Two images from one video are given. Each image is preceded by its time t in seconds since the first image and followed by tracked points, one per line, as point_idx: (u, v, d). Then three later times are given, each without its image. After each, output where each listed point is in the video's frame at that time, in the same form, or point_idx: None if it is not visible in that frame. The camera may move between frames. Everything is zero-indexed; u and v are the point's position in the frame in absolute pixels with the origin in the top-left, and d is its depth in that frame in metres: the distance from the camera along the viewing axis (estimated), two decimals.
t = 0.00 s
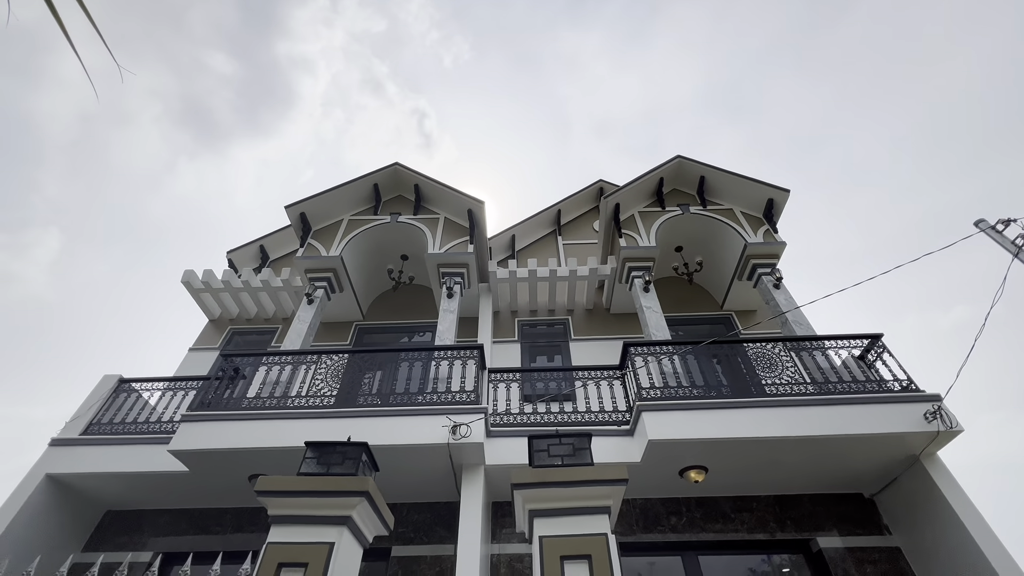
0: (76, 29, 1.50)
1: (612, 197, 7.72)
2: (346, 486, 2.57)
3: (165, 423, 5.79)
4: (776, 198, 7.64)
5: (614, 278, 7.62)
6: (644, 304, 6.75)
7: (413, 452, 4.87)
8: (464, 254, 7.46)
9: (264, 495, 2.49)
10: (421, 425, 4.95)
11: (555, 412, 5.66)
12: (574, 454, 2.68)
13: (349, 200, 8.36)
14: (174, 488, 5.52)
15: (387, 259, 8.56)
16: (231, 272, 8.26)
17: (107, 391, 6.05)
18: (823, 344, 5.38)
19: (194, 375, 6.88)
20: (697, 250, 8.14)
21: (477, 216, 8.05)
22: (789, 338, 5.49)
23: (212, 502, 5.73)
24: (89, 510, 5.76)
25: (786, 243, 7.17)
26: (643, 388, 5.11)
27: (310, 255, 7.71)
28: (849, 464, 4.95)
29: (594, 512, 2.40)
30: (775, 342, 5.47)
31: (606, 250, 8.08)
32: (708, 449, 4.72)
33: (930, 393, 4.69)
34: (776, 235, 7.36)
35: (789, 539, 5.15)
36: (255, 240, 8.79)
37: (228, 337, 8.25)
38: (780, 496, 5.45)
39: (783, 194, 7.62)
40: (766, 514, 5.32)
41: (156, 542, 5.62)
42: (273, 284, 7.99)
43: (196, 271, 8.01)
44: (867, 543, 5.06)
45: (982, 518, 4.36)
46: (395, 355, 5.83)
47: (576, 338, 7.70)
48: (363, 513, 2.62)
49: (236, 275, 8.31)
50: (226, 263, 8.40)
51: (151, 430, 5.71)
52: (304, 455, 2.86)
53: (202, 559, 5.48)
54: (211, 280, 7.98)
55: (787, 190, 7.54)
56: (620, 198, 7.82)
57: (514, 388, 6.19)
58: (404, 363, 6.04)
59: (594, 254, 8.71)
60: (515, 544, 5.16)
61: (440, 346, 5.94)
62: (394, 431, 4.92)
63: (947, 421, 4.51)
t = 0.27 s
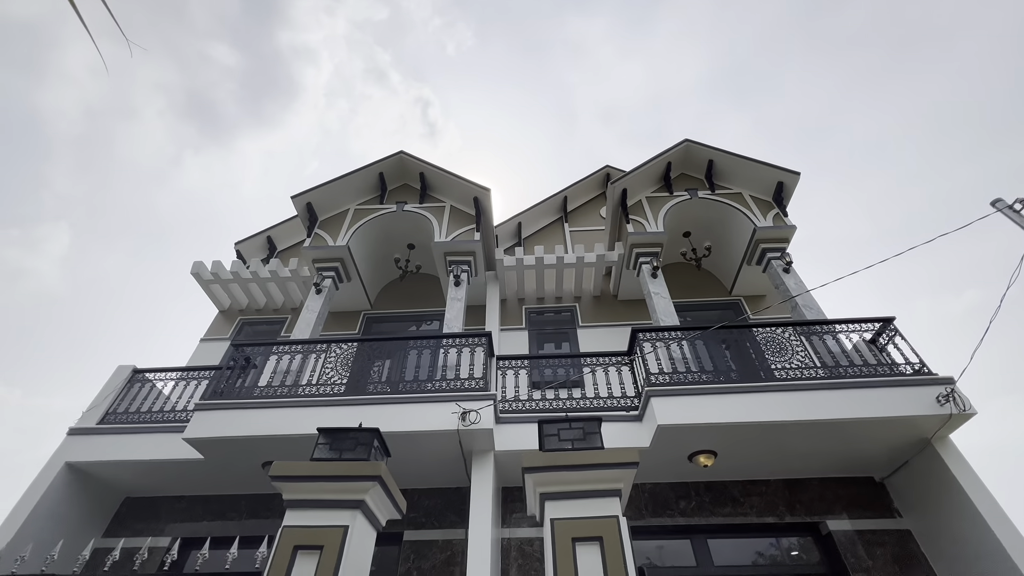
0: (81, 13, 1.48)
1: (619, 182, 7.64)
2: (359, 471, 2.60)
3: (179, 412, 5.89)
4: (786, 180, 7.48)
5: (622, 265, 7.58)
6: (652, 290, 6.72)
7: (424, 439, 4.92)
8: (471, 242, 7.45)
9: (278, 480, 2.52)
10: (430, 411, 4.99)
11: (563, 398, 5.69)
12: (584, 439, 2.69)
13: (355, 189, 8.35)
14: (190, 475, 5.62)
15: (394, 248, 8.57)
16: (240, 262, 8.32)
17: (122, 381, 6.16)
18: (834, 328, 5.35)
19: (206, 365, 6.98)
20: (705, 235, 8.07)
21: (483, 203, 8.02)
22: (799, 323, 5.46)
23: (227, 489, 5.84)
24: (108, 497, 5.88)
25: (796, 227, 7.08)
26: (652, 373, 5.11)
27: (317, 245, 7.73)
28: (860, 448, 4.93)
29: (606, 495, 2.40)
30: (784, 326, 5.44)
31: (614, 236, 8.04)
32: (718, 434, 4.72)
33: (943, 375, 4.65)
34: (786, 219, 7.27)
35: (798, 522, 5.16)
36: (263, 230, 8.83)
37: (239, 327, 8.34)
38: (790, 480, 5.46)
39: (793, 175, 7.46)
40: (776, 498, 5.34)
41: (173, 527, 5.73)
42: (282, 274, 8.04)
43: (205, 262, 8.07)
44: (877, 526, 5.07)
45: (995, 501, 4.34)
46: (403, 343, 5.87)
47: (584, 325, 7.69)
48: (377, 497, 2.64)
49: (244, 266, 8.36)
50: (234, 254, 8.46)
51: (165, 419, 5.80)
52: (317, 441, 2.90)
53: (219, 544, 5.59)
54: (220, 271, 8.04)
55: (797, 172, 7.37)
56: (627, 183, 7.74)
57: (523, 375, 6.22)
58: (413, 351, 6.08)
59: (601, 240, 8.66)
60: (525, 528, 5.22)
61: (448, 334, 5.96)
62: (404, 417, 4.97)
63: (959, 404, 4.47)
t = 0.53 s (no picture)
0: (91, 5, 1.49)
1: (626, 166, 7.56)
2: (370, 456, 2.63)
3: (193, 400, 6.00)
4: (796, 162, 7.38)
5: (629, 250, 7.54)
6: (659, 276, 6.68)
7: (433, 425, 4.98)
8: (477, 229, 7.44)
9: (292, 466, 2.56)
10: (439, 398, 5.04)
11: (571, 384, 5.72)
12: (593, 423, 2.71)
13: (361, 178, 8.34)
14: (205, 461, 5.74)
15: (400, 236, 8.58)
16: (248, 253, 8.37)
17: (136, 371, 6.27)
18: (844, 312, 5.31)
19: (218, 354, 7.07)
20: (713, 219, 7.99)
21: (489, 190, 7.99)
22: (808, 307, 5.43)
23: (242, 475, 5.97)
24: (127, 483, 6.03)
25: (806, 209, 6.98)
26: (660, 358, 5.12)
27: (324, 234, 7.75)
28: (869, 431, 4.92)
29: (615, 478, 2.43)
30: (794, 311, 5.41)
31: (621, 222, 7.99)
32: (725, 418, 4.73)
33: (955, 358, 4.61)
34: (796, 202, 7.17)
35: (806, 505, 5.19)
36: (270, 220, 8.87)
37: (249, 317, 8.43)
38: (798, 464, 5.48)
39: (803, 157, 7.35)
40: (784, 481, 5.36)
41: (191, 512, 5.88)
42: (290, 264, 8.08)
43: (213, 253, 8.13)
44: (885, 508, 5.08)
45: (1005, 482, 4.33)
46: (412, 331, 5.91)
47: (591, 311, 7.69)
48: (389, 482, 2.68)
49: (252, 256, 8.42)
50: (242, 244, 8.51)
51: (180, 407, 5.91)
52: (329, 427, 2.94)
53: (235, 528, 5.73)
54: (229, 261, 8.10)
55: (807, 154, 7.26)
56: (634, 168, 7.66)
57: (530, 361, 6.25)
58: (421, 339, 6.12)
59: (608, 226, 8.62)
60: (534, 512, 5.30)
61: (456, 321, 5.99)
62: (414, 404, 5.02)
63: (971, 386, 4.44)
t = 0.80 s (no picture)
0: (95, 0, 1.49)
1: (632, 150, 7.48)
2: (380, 442, 2.65)
3: (206, 389, 6.11)
4: (806, 143, 7.25)
5: (636, 236, 7.50)
6: (667, 261, 6.64)
7: (442, 411, 5.03)
8: (483, 217, 7.42)
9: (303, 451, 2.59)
10: (448, 384, 5.09)
11: (579, 370, 5.75)
12: (599, 408, 2.72)
13: (365, 166, 8.32)
14: (220, 448, 5.87)
15: (407, 225, 8.59)
16: (256, 243, 8.44)
17: (151, 361, 6.39)
18: (853, 295, 5.26)
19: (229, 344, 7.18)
20: (721, 203, 7.90)
21: (494, 177, 7.95)
22: (817, 291, 5.39)
23: (256, 461, 6.10)
24: (145, 470, 6.19)
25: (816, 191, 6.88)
26: (667, 344, 5.12)
27: (330, 224, 7.78)
28: (878, 414, 4.91)
29: (622, 462, 2.44)
30: (802, 295, 5.37)
31: (627, 207, 7.93)
32: (733, 402, 4.74)
33: (966, 340, 4.56)
34: (806, 184, 7.06)
35: (814, 488, 5.21)
36: (277, 211, 8.91)
37: (258, 307, 8.52)
38: (806, 447, 5.48)
39: (813, 138, 7.22)
40: (792, 464, 5.38)
41: (208, 498, 6.02)
42: (297, 254, 8.14)
43: (222, 244, 8.20)
44: (894, 491, 5.08)
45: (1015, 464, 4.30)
46: (419, 319, 5.95)
47: (598, 297, 7.68)
48: (398, 466, 2.69)
49: (260, 246, 8.48)
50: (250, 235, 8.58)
51: (194, 396, 6.02)
52: (339, 414, 2.99)
53: (251, 513, 5.87)
54: (237, 252, 8.17)
55: (817, 134, 7.12)
56: (640, 152, 7.57)
57: (537, 348, 6.28)
58: (429, 327, 6.16)
59: (614, 211, 8.56)
60: (543, 496, 5.37)
61: (463, 309, 6.03)
62: (423, 391, 5.08)
63: (982, 368, 4.39)
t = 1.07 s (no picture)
0: None
1: (639, 134, 7.37)
2: (390, 427, 2.68)
3: (220, 378, 6.23)
4: (818, 123, 7.12)
5: (643, 220, 7.44)
6: (675, 245, 6.58)
7: (451, 398, 5.08)
8: (489, 204, 7.39)
9: (314, 438, 2.63)
10: (456, 371, 5.13)
11: (587, 356, 5.76)
12: (607, 392, 2.73)
13: (371, 155, 8.31)
14: (235, 436, 5.99)
15: (413, 213, 8.58)
16: (265, 234, 8.49)
17: (165, 352, 6.52)
18: (865, 277, 5.19)
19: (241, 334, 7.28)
20: (730, 186, 7.80)
21: (500, 163, 7.90)
22: (828, 273, 5.33)
23: (271, 448, 6.22)
24: (164, 457, 6.34)
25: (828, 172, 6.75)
26: (675, 328, 5.11)
27: (337, 213, 7.80)
28: (889, 397, 4.87)
29: (630, 446, 2.45)
30: (813, 277, 5.32)
31: (635, 191, 7.86)
32: (742, 386, 4.72)
33: (981, 321, 4.49)
34: (817, 165, 6.93)
35: (824, 470, 5.20)
36: (284, 202, 8.96)
37: (269, 297, 8.62)
38: (816, 430, 5.47)
39: (826, 118, 7.09)
40: (801, 447, 5.37)
41: (225, 484, 6.17)
42: (305, 244, 8.19)
43: (231, 236, 8.27)
44: (905, 473, 5.06)
45: None
46: (428, 307, 5.98)
47: (606, 283, 7.66)
48: (408, 452, 2.73)
49: (269, 237, 8.54)
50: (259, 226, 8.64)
51: (208, 385, 6.14)
52: (349, 401, 3.02)
53: (267, 498, 6.01)
54: (246, 243, 8.23)
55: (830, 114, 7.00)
56: (647, 135, 7.47)
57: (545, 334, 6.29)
58: (437, 314, 6.19)
59: (622, 196, 8.48)
60: (553, 480, 5.43)
61: (470, 297, 6.05)
62: (432, 377, 5.13)
63: (997, 349, 4.32)
